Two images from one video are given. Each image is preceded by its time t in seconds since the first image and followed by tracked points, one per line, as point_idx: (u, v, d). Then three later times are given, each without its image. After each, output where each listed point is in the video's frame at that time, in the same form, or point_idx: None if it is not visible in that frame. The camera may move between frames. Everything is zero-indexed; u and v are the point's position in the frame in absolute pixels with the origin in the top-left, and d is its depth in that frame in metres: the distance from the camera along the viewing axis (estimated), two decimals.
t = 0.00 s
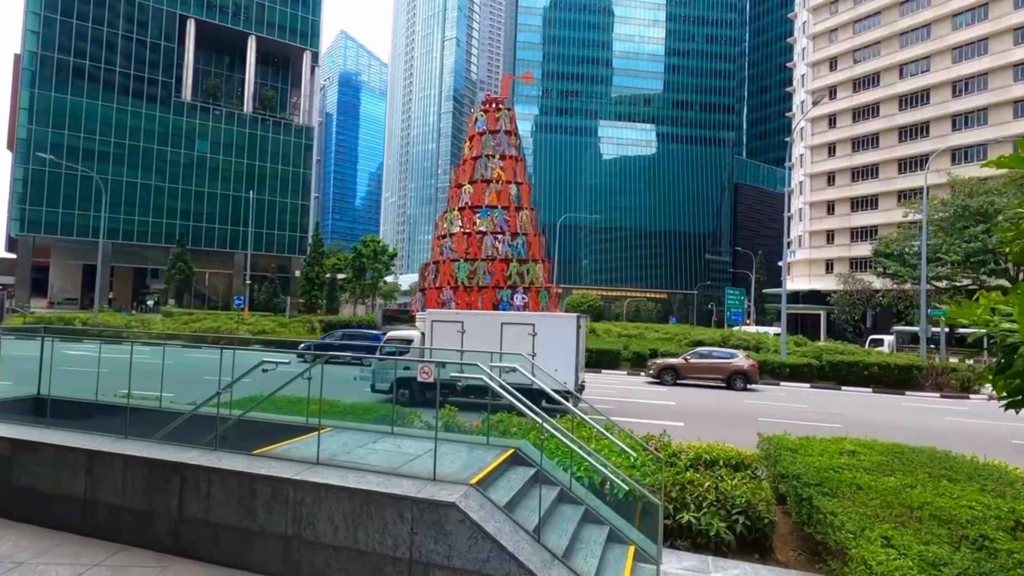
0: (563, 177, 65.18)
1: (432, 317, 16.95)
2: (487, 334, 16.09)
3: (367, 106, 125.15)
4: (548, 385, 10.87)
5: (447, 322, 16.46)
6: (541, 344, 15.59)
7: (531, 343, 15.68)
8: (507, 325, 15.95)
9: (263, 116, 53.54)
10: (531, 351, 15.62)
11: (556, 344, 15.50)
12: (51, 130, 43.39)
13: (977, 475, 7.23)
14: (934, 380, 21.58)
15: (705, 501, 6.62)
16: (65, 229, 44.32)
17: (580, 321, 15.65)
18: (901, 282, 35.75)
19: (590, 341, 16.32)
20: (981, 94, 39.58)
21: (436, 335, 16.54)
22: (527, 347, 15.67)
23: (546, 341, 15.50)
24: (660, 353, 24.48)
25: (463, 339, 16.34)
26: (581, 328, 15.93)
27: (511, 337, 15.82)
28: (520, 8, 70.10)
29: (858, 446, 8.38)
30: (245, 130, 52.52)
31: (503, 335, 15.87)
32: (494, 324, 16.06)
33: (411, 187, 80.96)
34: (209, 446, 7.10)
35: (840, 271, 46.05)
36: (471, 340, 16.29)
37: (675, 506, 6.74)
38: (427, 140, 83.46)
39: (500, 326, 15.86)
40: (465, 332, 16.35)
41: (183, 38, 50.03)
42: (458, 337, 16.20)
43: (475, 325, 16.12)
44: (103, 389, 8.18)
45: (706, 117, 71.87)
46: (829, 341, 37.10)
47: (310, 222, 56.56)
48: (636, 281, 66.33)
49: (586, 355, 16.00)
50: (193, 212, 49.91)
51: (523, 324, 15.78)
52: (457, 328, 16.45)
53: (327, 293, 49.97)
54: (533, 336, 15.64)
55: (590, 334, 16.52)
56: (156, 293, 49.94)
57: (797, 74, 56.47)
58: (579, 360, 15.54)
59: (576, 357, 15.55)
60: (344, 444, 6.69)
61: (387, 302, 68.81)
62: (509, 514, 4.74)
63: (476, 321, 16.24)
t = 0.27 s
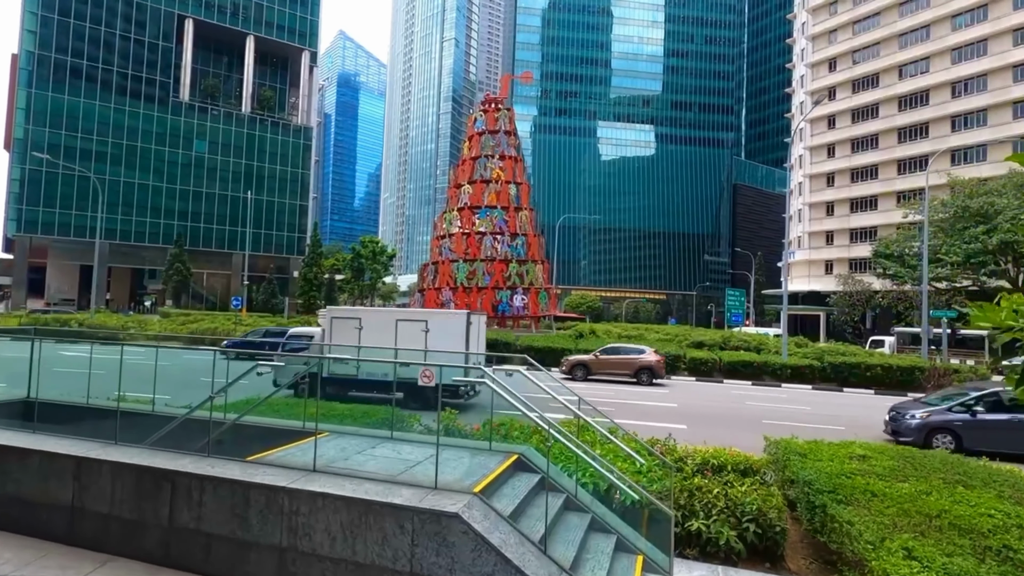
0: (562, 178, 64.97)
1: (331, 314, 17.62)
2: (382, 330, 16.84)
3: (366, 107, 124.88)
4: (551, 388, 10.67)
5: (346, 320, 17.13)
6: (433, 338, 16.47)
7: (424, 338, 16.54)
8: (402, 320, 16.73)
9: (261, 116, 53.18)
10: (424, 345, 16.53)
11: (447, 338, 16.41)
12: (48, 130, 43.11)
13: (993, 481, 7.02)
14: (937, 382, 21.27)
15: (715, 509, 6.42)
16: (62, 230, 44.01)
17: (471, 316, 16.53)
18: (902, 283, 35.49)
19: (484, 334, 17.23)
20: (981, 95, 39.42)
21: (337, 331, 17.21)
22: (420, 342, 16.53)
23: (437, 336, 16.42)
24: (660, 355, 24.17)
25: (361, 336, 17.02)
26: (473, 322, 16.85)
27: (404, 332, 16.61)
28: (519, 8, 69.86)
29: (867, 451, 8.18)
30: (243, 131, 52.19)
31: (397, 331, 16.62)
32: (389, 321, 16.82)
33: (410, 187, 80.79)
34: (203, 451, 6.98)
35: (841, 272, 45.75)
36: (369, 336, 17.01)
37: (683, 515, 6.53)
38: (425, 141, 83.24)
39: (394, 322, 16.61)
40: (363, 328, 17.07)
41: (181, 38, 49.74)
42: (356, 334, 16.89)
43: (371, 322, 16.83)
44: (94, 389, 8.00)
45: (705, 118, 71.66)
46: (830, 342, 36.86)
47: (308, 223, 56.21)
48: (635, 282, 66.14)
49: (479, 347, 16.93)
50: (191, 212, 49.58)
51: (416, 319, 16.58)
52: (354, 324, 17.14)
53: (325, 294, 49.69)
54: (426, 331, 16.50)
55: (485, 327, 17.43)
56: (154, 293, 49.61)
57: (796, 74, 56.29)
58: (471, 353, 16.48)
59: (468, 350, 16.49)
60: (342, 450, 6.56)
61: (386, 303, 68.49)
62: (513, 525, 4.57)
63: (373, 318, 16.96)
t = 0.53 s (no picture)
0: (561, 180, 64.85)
1: (233, 312, 17.38)
2: (281, 328, 16.67)
3: (365, 109, 124.74)
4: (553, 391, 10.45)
5: (247, 317, 16.94)
6: (330, 336, 16.37)
7: (321, 336, 16.42)
8: (299, 318, 16.61)
9: (259, 118, 53.03)
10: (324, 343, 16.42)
11: (344, 336, 16.33)
12: (46, 131, 42.98)
13: (1008, 489, 6.78)
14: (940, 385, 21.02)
15: (723, 517, 6.22)
16: (60, 231, 43.84)
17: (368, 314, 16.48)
18: (902, 285, 35.34)
19: (383, 332, 17.23)
20: (981, 96, 39.29)
21: (237, 329, 17.01)
22: (318, 340, 16.41)
23: (335, 333, 16.32)
24: (661, 357, 23.87)
25: (262, 333, 16.90)
26: (371, 320, 16.78)
27: (302, 330, 16.49)
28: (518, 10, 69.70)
29: (879, 456, 7.92)
30: (242, 132, 52.05)
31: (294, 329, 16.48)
32: (288, 319, 16.64)
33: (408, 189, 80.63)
34: (195, 459, 6.80)
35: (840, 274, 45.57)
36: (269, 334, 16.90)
37: (690, 523, 6.33)
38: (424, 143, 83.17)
39: (292, 320, 16.48)
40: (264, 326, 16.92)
41: (180, 39, 49.63)
42: (256, 332, 16.76)
43: (270, 320, 16.69)
44: (85, 394, 7.82)
45: (703, 120, 71.55)
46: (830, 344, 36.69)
47: (307, 224, 56.00)
48: (634, 284, 65.96)
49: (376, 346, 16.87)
50: (190, 214, 49.41)
51: (315, 317, 16.46)
52: (255, 322, 17.02)
53: (324, 295, 49.54)
54: (324, 329, 16.40)
55: (386, 326, 17.40)
56: (152, 295, 49.46)
57: (795, 76, 56.18)
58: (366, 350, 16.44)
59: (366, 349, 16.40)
60: (338, 458, 6.40)
61: (385, 305, 68.31)
62: (517, 538, 4.46)
63: (273, 316, 16.82)
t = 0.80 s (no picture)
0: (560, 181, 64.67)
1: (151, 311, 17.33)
2: (197, 326, 16.64)
3: (364, 110, 124.67)
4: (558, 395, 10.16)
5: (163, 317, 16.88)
6: (245, 335, 16.33)
7: (237, 335, 16.39)
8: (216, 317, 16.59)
9: (259, 119, 52.92)
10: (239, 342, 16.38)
11: (258, 334, 16.33)
12: (45, 133, 42.88)
13: (1018, 494, 6.55)
14: (940, 387, 20.86)
15: (728, 524, 6.05)
16: (60, 232, 43.71)
17: (283, 313, 16.53)
18: (903, 286, 35.20)
19: (301, 332, 17.23)
20: (981, 98, 39.15)
21: (154, 329, 16.96)
22: (233, 338, 16.35)
23: (249, 332, 16.30)
24: (661, 359, 23.64)
25: (179, 333, 16.87)
26: (287, 320, 16.81)
27: (217, 329, 16.46)
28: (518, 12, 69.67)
29: (884, 462, 7.70)
30: (242, 134, 51.95)
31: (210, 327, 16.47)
32: (204, 318, 16.62)
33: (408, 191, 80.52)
34: (189, 465, 6.75)
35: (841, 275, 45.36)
36: (186, 333, 16.88)
37: (695, 530, 6.14)
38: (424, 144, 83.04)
39: (208, 319, 16.44)
40: (180, 326, 16.88)
41: (179, 41, 49.53)
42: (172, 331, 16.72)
43: (186, 319, 16.68)
44: (78, 397, 7.73)
45: (703, 121, 71.44)
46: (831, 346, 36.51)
47: (307, 225, 55.79)
48: (633, 286, 65.77)
49: (293, 345, 16.87)
50: (189, 215, 49.26)
51: (230, 316, 16.43)
52: (173, 321, 16.96)
53: (324, 297, 49.33)
54: (238, 328, 16.35)
55: (306, 324, 17.42)
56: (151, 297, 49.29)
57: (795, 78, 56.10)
58: (282, 349, 16.45)
59: (280, 347, 16.42)
60: (334, 464, 6.31)
61: (385, 307, 68.09)
62: (516, 549, 4.45)
63: (189, 315, 16.80)
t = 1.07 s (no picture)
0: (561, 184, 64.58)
1: (62, 310, 17.18)
2: (105, 325, 16.53)
3: (364, 113, 124.70)
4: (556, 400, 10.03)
5: (73, 315, 16.72)
6: (152, 334, 16.21)
7: (143, 333, 16.25)
8: (123, 316, 16.47)
9: (259, 122, 52.86)
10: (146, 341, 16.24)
11: (165, 334, 16.19)
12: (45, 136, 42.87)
13: None
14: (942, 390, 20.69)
15: (732, 531, 5.95)
16: (60, 235, 43.65)
17: (190, 312, 16.49)
18: (903, 288, 35.08)
19: (210, 332, 17.21)
20: (980, 100, 39.07)
21: (63, 328, 16.80)
22: (139, 338, 16.22)
23: (156, 331, 16.15)
24: (662, 362, 23.48)
25: (87, 331, 16.71)
26: (195, 318, 16.82)
27: (125, 328, 16.36)
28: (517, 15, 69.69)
29: (890, 466, 7.46)
30: (242, 136, 51.92)
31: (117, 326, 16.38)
32: (112, 317, 16.51)
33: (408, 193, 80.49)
34: (182, 472, 6.71)
35: (841, 278, 45.22)
36: (95, 331, 16.74)
37: (699, 539, 6.03)
38: (424, 147, 83.00)
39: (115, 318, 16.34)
40: (89, 325, 16.74)
41: (180, 44, 49.55)
42: (80, 329, 16.57)
43: (94, 318, 16.55)
44: (73, 401, 7.74)
45: (703, 124, 71.39)
46: (832, 349, 36.36)
47: (307, 228, 55.63)
48: (633, 288, 65.57)
49: (201, 344, 16.82)
50: (189, 218, 49.18)
51: (137, 315, 16.28)
52: (81, 321, 16.82)
53: (323, 300, 49.20)
54: (146, 327, 16.22)
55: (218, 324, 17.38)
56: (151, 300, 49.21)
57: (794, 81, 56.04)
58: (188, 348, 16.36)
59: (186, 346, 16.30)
60: (331, 471, 6.29)
61: (385, 309, 67.98)
62: (516, 559, 4.57)
63: (98, 313, 16.66)
